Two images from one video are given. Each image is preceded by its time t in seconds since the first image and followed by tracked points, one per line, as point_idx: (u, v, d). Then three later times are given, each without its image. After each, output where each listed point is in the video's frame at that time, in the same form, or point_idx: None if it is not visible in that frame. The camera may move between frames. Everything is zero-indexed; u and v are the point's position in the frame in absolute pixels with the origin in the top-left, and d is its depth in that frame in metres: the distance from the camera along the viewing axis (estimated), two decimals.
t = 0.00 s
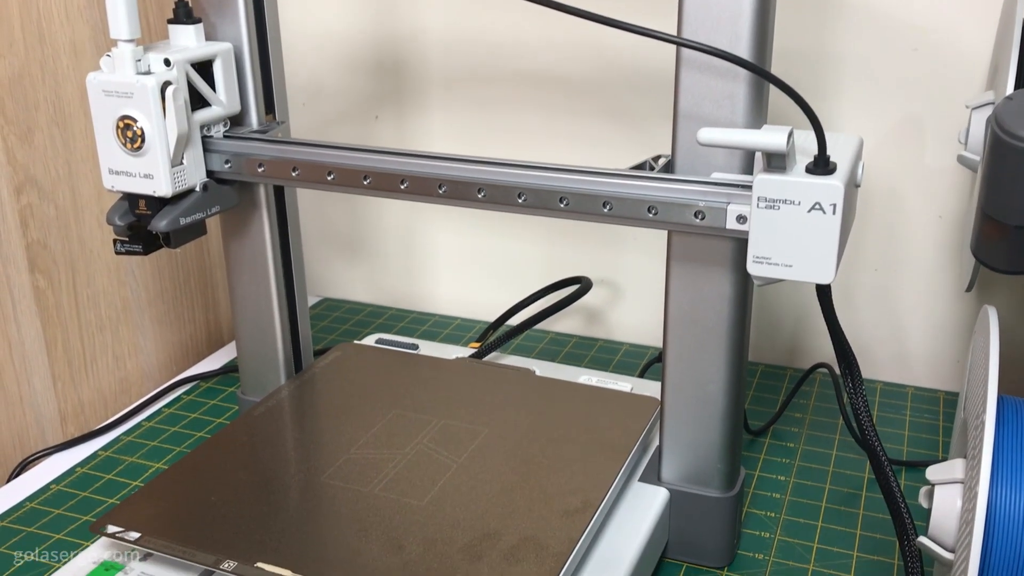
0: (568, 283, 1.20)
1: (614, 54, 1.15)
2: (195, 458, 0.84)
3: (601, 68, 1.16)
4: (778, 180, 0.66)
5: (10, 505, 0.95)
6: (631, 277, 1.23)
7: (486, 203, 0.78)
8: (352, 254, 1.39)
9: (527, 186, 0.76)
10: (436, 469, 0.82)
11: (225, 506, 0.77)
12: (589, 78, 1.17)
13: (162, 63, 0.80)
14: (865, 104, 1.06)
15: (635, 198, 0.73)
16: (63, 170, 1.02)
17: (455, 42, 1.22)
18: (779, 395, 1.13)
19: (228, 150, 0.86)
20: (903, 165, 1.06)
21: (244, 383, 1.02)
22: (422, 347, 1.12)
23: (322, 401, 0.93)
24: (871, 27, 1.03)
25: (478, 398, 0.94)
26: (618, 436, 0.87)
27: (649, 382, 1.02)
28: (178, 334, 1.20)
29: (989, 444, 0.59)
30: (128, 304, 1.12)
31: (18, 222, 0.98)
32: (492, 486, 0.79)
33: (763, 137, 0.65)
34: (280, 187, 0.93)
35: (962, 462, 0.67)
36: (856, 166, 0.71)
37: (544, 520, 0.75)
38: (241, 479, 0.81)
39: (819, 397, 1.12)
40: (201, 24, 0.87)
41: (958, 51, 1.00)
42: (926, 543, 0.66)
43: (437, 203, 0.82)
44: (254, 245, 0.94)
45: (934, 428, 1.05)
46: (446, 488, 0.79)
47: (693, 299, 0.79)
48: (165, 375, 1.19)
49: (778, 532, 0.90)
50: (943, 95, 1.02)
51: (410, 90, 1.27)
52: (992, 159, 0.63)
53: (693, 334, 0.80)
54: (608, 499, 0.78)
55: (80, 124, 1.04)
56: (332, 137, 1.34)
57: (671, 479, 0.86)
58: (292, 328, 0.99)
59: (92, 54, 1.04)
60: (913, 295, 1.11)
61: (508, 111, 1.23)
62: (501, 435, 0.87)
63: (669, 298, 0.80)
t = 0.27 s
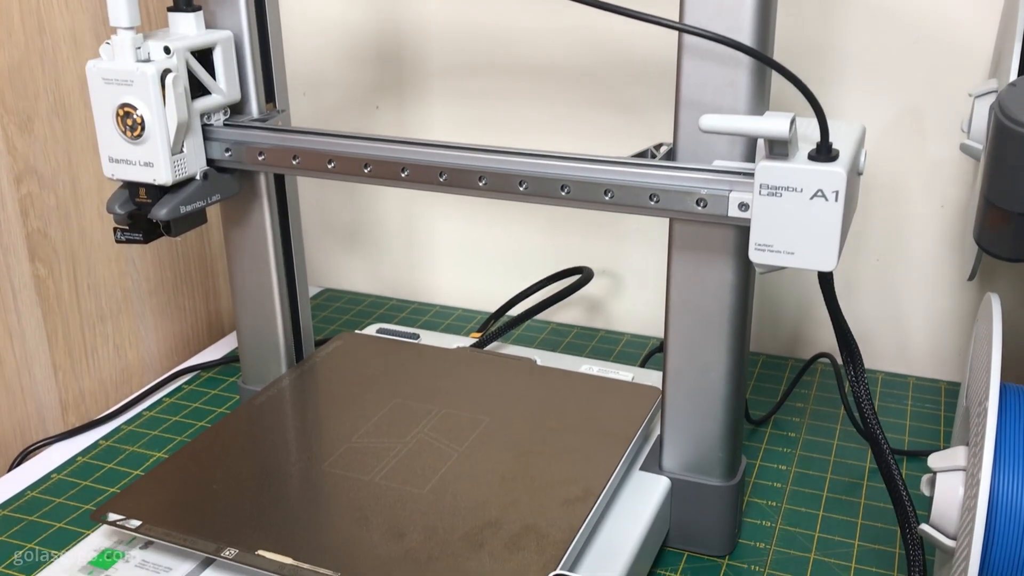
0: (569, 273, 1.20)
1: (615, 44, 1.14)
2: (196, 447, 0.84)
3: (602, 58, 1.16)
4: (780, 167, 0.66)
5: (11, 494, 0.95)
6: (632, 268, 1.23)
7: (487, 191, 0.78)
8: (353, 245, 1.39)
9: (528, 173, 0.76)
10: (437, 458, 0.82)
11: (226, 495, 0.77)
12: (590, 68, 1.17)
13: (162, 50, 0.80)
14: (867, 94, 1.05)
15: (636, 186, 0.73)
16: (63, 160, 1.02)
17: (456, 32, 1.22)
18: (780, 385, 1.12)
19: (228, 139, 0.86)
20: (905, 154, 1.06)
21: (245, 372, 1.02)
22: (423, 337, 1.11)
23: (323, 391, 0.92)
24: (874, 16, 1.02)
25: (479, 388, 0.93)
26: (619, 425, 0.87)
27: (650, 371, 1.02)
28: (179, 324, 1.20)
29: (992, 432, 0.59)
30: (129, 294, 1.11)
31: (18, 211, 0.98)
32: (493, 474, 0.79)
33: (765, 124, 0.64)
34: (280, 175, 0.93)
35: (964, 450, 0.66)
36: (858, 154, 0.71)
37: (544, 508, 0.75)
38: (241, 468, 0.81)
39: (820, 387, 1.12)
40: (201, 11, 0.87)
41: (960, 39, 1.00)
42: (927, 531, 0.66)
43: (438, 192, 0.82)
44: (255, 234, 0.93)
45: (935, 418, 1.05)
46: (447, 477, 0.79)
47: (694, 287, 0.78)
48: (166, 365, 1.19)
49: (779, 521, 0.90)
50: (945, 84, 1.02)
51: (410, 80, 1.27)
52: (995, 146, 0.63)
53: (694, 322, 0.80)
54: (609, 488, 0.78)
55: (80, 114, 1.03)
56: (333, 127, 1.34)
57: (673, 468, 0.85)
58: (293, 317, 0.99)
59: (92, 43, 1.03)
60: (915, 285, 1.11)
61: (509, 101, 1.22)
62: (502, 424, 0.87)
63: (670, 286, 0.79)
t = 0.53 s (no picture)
0: (569, 263, 1.20)
1: (617, 33, 1.14)
2: (197, 436, 0.84)
3: (603, 47, 1.15)
4: (781, 154, 0.65)
5: (11, 484, 0.95)
6: (633, 258, 1.22)
7: (487, 180, 0.78)
8: (354, 235, 1.38)
9: (528, 162, 0.75)
10: (438, 447, 0.82)
11: (226, 484, 0.77)
12: (591, 57, 1.16)
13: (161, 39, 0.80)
14: (868, 83, 1.05)
15: (637, 174, 0.72)
16: (63, 150, 1.02)
17: (456, 21, 1.21)
18: (782, 375, 1.12)
19: (228, 127, 0.85)
20: (907, 144, 1.06)
21: (246, 362, 1.02)
22: (424, 327, 1.11)
23: (323, 381, 0.92)
24: (876, 4, 1.02)
25: (480, 377, 0.93)
26: (620, 415, 0.87)
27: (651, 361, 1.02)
28: (180, 314, 1.20)
29: (994, 418, 0.59)
30: (129, 284, 1.11)
31: (18, 201, 0.98)
32: (494, 463, 0.79)
33: (767, 110, 0.64)
34: (280, 164, 0.93)
35: (966, 439, 0.66)
36: (860, 141, 0.70)
37: (546, 497, 0.75)
38: (242, 457, 0.81)
39: (822, 377, 1.12)
40: None
41: (963, 28, 0.99)
42: (929, 520, 0.66)
43: (438, 180, 0.82)
44: (255, 224, 0.93)
45: (936, 408, 1.05)
46: (448, 466, 0.79)
47: (695, 275, 0.78)
48: (166, 355, 1.19)
49: (780, 510, 0.90)
50: (947, 73, 1.02)
51: (411, 70, 1.27)
52: (998, 133, 0.63)
53: (696, 311, 0.79)
54: (610, 477, 0.78)
55: (80, 103, 1.03)
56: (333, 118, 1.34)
57: (674, 457, 0.85)
58: (293, 307, 0.99)
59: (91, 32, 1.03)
60: (916, 275, 1.11)
61: (510, 91, 1.22)
62: (503, 413, 0.87)
63: (671, 275, 0.79)
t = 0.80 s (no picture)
0: (570, 254, 1.19)
1: (618, 22, 1.13)
2: (197, 426, 0.84)
3: (604, 36, 1.15)
4: (783, 143, 0.65)
5: (12, 474, 0.95)
6: (634, 249, 1.22)
7: (488, 169, 0.77)
8: (354, 226, 1.38)
9: (529, 150, 0.75)
10: (438, 437, 0.82)
11: (227, 474, 0.77)
12: (592, 47, 1.16)
13: (160, 28, 0.79)
14: (871, 72, 1.04)
15: (638, 163, 0.72)
16: (63, 140, 1.02)
17: (457, 11, 1.21)
18: (783, 365, 1.12)
19: (228, 117, 0.85)
20: (910, 133, 1.05)
21: (246, 352, 1.02)
22: (425, 317, 1.11)
23: (323, 371, 0.92)
24: None
25: (480, 367, 0.93)
26: (621, 404, 0.86)
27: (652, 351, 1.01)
28: (180, 305, 1.19)
29: (996, 406, 0.58)
30: (129, 275, 1.11)
31: (18, 191, 0.97)
32: (495, 454, 0.79)
33: (769, 98, 0.64)
34: (280, 154, 0.93)
35: (968, 428, 0.66)
36: (862, 130, 0.70)
37: (546, 487, 0.75)
38: (242, 447, 0.81)
39: (823, 367, 1.12)
40: None
41: (966, 16, 0.99)
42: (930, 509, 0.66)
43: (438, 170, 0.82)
44: (254, 213, 0.93)
45: (938, 398, 1.05)
46: (448, 456, 0.79)
47: (696, 265, 0.78)
48: (167, 346, 1.19)
49: (781, 500, 0.90)
50: (950, 61, 1.01)
51: (411, 60, 1.26)
52: (1001, 120, 0.62)
53: (697, 301, 0.79)
54: (611, 467, 0.78)
55: (80, 94, 1.03)
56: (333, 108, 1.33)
57: (675, 447, 0.85)
58: (294, 297, 0.99)
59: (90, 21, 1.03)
60: (918, 265, 1.10)
61: (510, 80, 1.21)
62: (504, 403, 0.87)
63: (672, 264, 0.79)
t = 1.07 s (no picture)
0: (571, 244, 1.19)
1: (619, 11, 1.13)
2: (198, 416, 0.84)
3: (605, 25, 1.14)
4: (785, 130, 0.65)
5: (12, 465, 0.95)
6: (635, 239, 1.22)
7: (489, 158, 0.77)
8: (355, 217, 1.38)
9: (530, 139, 0.75)
10: (439, 426, 0.81)
11: (228, 464, 0.77)
12: (593, 36, 1.15)
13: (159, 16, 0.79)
14: (873, 61, 1.04)
15: (639, 151, 0.72)
16: (62, 130, 1.01)
17: None
18: (784, 355, 1.12)
19: (227, 106, 0.85)
20: (912, 122, 1.05)
21: (247, 343, 1.02)
22: (426, 307, 1.11)
23: (324, 361, 0.92)
24: None
25: (481, 357, 0.93)
26: (623, 394, 0.86)
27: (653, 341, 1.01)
28: (180, 296, 1.19)
29: (999, 395, 0.58)
30: (129, 266, 1.11)
31: (17, 181, 0.97)
32: (496, 443, 0.79)
33: (772, 86, 0.63)
34: (280, 143, 0.92)
35: (971, 416, 0.66)
36: (865, 118, 0.70)
37: (548, 476, 0.75)
38: (243, 437, 0.81)
39: (824, 358, 1.11)
40: None
41: (969, 4, 0.98)
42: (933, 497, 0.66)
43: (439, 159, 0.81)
44: (255, 203, 0.93)
45: (940, 388, 1.05)
46: (450, 445, 0.79)
47: (698, 254, 0.78)
48: (167, 337, 1.18)
49: (783, 490, 0.90)
50: (953, 50, 1.01)
51: (411, 49, 1.26)
52: (1006, 108, 0.62)
53: (699, 290, 0.79)
54: (612, 456, 0.78)
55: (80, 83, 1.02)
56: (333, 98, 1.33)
57: (676, 437, 0.85)
58: (294, 287, 0.99)
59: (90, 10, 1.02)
60: (920, 255, 1.10)
61: (511, 70, 1.21)
62: (505, 393, 0.86)
63: (673, 253, 0.79)
